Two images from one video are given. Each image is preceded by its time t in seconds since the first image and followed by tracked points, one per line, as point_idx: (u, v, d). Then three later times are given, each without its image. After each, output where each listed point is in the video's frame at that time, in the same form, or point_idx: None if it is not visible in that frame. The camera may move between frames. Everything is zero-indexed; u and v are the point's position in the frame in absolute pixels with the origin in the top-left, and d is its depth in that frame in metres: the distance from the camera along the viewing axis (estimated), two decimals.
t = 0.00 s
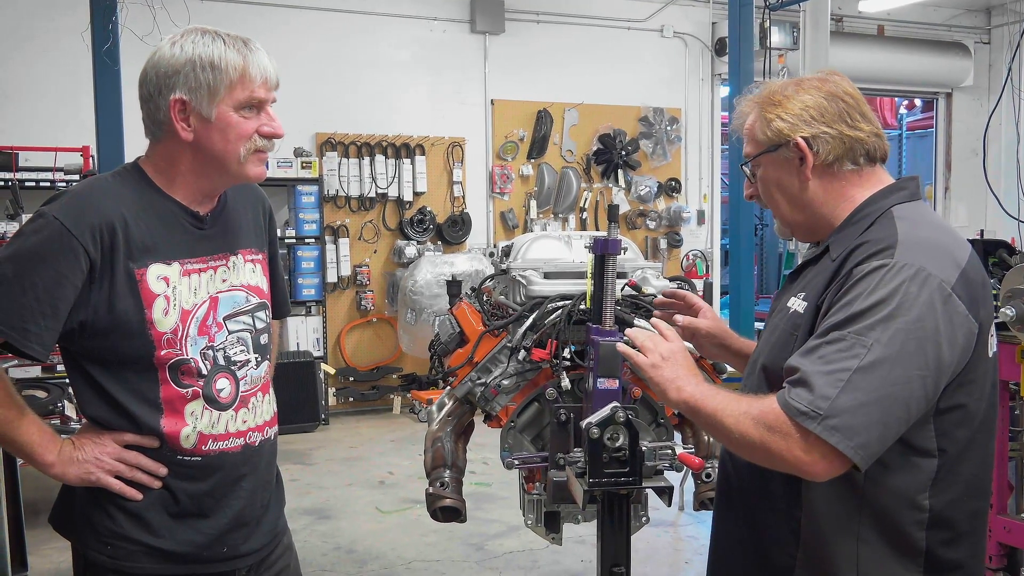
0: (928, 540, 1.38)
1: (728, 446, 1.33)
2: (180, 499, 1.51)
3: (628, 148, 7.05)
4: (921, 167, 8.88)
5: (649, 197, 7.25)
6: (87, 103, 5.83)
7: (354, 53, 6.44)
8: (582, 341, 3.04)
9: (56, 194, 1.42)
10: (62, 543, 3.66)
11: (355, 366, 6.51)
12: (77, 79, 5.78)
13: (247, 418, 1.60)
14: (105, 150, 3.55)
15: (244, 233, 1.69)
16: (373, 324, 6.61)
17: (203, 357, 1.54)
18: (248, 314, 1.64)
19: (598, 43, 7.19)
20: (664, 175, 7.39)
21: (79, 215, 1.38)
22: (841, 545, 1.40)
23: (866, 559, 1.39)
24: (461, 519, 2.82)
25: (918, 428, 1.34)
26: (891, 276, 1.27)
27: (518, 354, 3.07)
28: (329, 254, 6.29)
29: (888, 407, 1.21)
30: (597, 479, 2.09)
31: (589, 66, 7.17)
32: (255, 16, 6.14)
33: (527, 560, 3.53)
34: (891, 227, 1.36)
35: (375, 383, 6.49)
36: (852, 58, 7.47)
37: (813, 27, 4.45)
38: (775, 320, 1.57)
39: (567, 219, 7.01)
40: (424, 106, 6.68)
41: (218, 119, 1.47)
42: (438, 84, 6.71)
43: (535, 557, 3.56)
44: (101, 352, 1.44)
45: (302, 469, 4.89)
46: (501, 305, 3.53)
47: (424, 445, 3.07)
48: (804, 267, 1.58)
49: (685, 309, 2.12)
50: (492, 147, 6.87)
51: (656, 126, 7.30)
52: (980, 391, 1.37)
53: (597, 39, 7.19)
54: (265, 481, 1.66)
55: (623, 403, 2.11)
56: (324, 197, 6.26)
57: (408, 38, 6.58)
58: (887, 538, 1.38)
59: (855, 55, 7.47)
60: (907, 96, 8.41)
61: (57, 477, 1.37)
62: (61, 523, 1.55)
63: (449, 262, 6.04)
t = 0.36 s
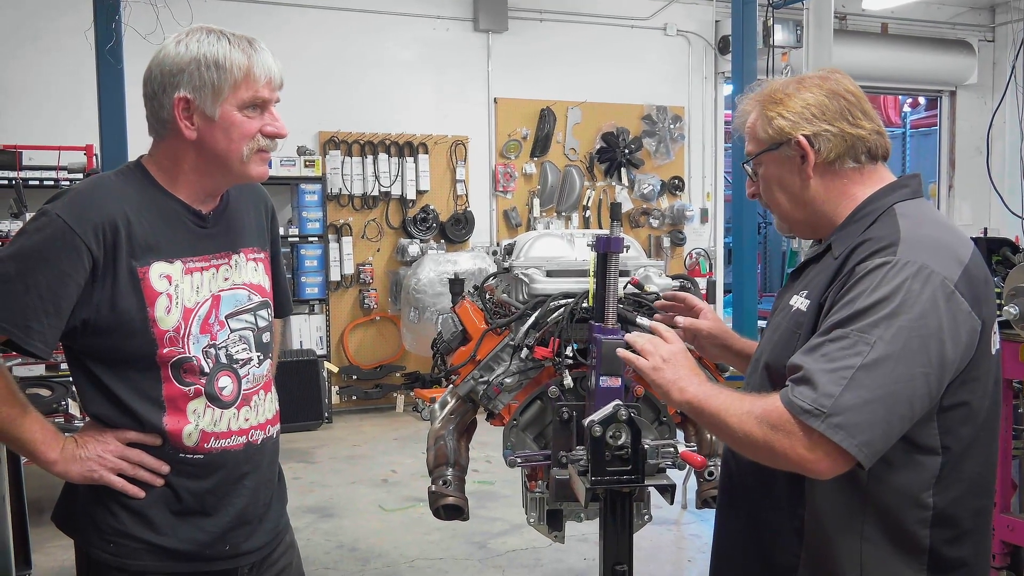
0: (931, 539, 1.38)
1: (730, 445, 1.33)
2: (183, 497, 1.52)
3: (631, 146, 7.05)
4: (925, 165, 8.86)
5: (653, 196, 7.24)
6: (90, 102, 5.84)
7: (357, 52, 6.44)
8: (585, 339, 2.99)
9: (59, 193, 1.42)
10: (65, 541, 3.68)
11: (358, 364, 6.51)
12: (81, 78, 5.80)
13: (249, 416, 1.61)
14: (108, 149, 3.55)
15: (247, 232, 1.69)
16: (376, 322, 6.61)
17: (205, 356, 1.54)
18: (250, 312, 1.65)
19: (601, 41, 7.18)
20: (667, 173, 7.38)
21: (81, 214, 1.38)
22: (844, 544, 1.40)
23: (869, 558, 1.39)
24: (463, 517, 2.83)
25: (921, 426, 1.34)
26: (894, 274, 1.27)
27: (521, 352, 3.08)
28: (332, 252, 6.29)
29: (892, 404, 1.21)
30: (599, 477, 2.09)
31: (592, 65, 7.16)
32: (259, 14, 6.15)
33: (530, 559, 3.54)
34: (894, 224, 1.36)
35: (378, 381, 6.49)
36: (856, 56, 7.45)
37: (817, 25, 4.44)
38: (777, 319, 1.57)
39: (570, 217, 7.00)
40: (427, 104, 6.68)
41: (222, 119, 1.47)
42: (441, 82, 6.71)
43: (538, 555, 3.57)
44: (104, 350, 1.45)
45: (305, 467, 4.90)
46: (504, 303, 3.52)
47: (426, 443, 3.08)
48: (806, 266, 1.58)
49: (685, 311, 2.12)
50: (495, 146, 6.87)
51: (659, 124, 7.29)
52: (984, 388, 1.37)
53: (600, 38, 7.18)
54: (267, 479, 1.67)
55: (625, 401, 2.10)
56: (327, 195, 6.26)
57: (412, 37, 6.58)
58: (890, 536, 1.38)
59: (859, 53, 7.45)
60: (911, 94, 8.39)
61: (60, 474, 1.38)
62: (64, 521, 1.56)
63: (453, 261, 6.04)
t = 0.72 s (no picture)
0: (930, 537, 1.38)
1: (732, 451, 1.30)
2: (183, 494, 1.52)
3: (631, 145, 7.05)
4: (926, 164, 8.85)
5: (653, 194, 7.23)
6: (92, 100, 5.85)
7: (357, 50, 6.44)
8: (585, 337, 2.99)
9: (61, 190, 1.43)
10: (66, 539, 3.68)
11: (358, 363, 6.52)
12: (82, 76, 5.80)
13: (250, 414, 1.61)
14: (109, 147, 3.56)
15: (248, 229, 1.69)
16: (376, 320, 6.62)
17: (206, 353, 1.54)
18: (251, 310, 1.65)
19: (601, 40, 7.17)
20: (668, 172, 7.38)
21: (82, 211, 1.39)
22: (844, 542, 1.40)
23: (869, 556, 1.39)
24: (463, 515, 2.83)
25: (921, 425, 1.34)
26: (898, 271, 1.27)
27: (521, 350, 3.07)
28: (333, 250, 6.29)
29: (896, 401, 1.21)
30: (599, 475, 2.09)
31: (594, 63, 7.16)
32: (260, 12, 6.15)
33: (529, 557, 3.54)
34: (897, 223, 1.36)
35: (378, 379, 6.49)
36: (857, 55, 7.45)
37: (818, 24, 4.43)
38: (778, 314, 1.57)
39: (571, 215, 7.01)
40: (427, 102, 6.68)
41: (223, 116, 1.47)
42: (442, 80, 6.71)
43: (538, 553, 3.57)
44: (104, 347, 1.45)
45: (306, 466, 4.90)
46: (504, 301, 3.53)
47: (426, 441, 3.08)
48: (807, 263, 1.58)
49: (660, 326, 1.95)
50: (496, 144, 6.87)
51: (660, 123, 7.29)
52: (984, 387, 1.37)
53: (602, 36, 7.18)
54: (268, 476, 1.67)
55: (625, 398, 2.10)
56: (328, 194, 6.26)
57: (412, 35, 6.58)
58: (890, 534, 1.38)
59: (860, 52, 7.44)
60: (912, 93, 8.38)
61: (61, 471, 1.38)
62: (65, 518, 1.56)
63: (453, 259, 6.04)
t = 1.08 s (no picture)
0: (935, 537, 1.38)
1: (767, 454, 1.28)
2: (185, 495, 1.52)
3: (632, 145, 7.05)
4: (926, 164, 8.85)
5: (654, 194, 7.23)
6: (92, 100, 5.85)
7: (359, 50, 6.44)
8: (586, 338, 2.99)
9: (64, 190, 1.43)
10: (68, 539, 3.69)
11: (359, 363, 6.52)
12: (83, 76, 5.80)
13: (251, 414, 1.61)
14: (110, 147, 3.56)
15: (249, 229, 1.70)
16: (377, 321, 6.62)
17: (208, 353, 1.54)
18: (253, 310, 1.65)
19: (602, 39, 7.17)
20: (668, 172, 7.38)
21: (84, 211, 1.39)
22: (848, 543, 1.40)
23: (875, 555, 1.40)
24: (464, 515, 2.83)
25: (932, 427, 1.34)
26: (929, 274, 1.27)
27: (522, 350, 3.07)
28: (333, 250, 6.29)
29: (933, 404, 1.22)
30: (600, 475, 2.09)
31: (595, 63, 7.16)
32: (261, 12, 6.15)
33: (530, 557, 3.54)
34: (919, 226, 1.38)
35: (379, 379, 6.50)
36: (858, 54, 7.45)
37: (819, 24, 4.43)
38: (791, 314, 1.56)
39: (571, 216, 7.01)
40: (428, 102, 6.68)
41: (220, 112, 1.47)
42: (443, 80, 6.71)
43: (538, 553, 3.58)
44: (106, 347, 1.45)
45: (307, 466, 4.90)
46: (505, 302, 3.52)
47: (427, 442, 3.08)
48: (816, 263, 1.58)
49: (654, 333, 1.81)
50: (496, 144, 6.88)
51: (661, 123, 7.29)
52: (994, 391, 1.38)
53: (602, 36, 7.18)
54: (269, 477, 1.67)
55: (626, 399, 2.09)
56: (328, 194, 6.26)
57: (413, 35, 6.58)
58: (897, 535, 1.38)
59: (861, 52, 7.44)
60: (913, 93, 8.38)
61: (63, 472, 1.38)
62: (66, 518, 1.56)
63: (454, 259, 6.04)
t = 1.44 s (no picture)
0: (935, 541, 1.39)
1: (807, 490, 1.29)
2: (184, 498, 1.52)
3: (631, 148, 7.04)
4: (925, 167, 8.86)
5: (653, 197, 7.24)
6: (91, 102, 5.84)
7: (358, 52, 6.45)
8: (585, 341, 3.03)
9: (61, 194, 1.43)
10: (66, 543, 3.68)
11: (358, 366, 6.51)
12: (82, 79, 5.80)
13: (249, 418, 1.61)
14: (109, 150, 3.55)
15: (247, 233, 1.69)
16: (376, 324, 6.62)
17: (206, 357, 1.54)
18: (250, 314, 1.65)
19: (601, 42, 7.18)
20: (667, 175, 7.38)
21: (80, 215, 1.38)
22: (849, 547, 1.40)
23: (879, 557, 1.40)
24: (463, 519, 2.82)
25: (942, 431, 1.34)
26: (955, 282, 1.27)
27: (521, 354, 3.07)
28: (332, 253, 6.29)
29: (974, 410, 1.23)
30: (599, 480, 2.08)
31: (594, 65, 7.17)
32: (259, 14, 6.15)
33: (529, 560, 3.54)
34: (932, 232, 1.38)
35: (377, 382, 6.50)
36: (857, 57, 7.46)
37: (817, 28, 4.44)
38: (805, 325, 1.52)
39: (570, 218, 7.01)
40: (427, 104, 6.68)
41: (216, 117, 1.47)
42: (442, 82, 6.71)
43: (537, 557, 3.57)
44: (103, 351, 1.45)
45: (306, 469, 4.89)
46: (504, 306, 3.52)
47: (426, 445, 3.07)
48: (824, 271, 1.55)
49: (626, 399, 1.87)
50: (495, 147, 6.88)
51: (660, 126, 7.28)
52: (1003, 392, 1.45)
53: (601, 39, 7.19)
54: (268, 481, 1.66)
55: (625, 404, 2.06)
56: (327, 197, 6.26)
57: (412, 37, 6.59)
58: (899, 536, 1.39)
59: (859, 55, 7.45)
60: (911, 96, 8.40)
61: (62, 476, 1.38)
62: (65, 521, 1.56)
63: (453, 262, 6.04)
